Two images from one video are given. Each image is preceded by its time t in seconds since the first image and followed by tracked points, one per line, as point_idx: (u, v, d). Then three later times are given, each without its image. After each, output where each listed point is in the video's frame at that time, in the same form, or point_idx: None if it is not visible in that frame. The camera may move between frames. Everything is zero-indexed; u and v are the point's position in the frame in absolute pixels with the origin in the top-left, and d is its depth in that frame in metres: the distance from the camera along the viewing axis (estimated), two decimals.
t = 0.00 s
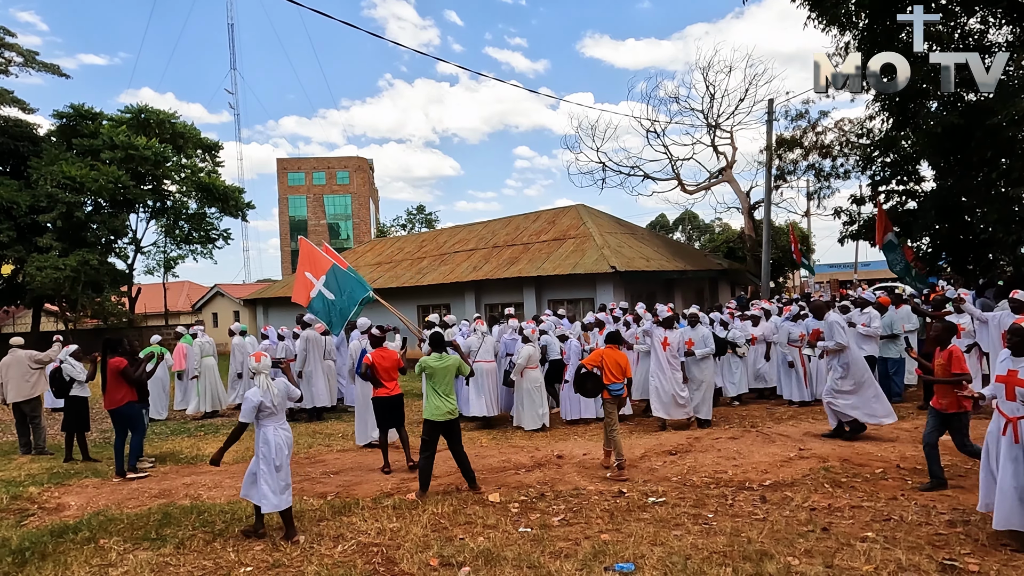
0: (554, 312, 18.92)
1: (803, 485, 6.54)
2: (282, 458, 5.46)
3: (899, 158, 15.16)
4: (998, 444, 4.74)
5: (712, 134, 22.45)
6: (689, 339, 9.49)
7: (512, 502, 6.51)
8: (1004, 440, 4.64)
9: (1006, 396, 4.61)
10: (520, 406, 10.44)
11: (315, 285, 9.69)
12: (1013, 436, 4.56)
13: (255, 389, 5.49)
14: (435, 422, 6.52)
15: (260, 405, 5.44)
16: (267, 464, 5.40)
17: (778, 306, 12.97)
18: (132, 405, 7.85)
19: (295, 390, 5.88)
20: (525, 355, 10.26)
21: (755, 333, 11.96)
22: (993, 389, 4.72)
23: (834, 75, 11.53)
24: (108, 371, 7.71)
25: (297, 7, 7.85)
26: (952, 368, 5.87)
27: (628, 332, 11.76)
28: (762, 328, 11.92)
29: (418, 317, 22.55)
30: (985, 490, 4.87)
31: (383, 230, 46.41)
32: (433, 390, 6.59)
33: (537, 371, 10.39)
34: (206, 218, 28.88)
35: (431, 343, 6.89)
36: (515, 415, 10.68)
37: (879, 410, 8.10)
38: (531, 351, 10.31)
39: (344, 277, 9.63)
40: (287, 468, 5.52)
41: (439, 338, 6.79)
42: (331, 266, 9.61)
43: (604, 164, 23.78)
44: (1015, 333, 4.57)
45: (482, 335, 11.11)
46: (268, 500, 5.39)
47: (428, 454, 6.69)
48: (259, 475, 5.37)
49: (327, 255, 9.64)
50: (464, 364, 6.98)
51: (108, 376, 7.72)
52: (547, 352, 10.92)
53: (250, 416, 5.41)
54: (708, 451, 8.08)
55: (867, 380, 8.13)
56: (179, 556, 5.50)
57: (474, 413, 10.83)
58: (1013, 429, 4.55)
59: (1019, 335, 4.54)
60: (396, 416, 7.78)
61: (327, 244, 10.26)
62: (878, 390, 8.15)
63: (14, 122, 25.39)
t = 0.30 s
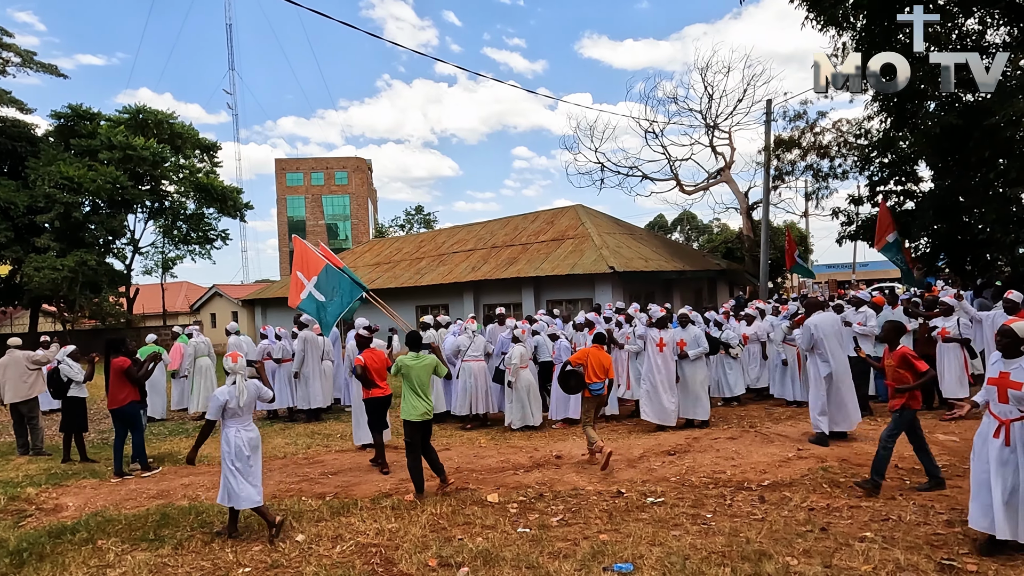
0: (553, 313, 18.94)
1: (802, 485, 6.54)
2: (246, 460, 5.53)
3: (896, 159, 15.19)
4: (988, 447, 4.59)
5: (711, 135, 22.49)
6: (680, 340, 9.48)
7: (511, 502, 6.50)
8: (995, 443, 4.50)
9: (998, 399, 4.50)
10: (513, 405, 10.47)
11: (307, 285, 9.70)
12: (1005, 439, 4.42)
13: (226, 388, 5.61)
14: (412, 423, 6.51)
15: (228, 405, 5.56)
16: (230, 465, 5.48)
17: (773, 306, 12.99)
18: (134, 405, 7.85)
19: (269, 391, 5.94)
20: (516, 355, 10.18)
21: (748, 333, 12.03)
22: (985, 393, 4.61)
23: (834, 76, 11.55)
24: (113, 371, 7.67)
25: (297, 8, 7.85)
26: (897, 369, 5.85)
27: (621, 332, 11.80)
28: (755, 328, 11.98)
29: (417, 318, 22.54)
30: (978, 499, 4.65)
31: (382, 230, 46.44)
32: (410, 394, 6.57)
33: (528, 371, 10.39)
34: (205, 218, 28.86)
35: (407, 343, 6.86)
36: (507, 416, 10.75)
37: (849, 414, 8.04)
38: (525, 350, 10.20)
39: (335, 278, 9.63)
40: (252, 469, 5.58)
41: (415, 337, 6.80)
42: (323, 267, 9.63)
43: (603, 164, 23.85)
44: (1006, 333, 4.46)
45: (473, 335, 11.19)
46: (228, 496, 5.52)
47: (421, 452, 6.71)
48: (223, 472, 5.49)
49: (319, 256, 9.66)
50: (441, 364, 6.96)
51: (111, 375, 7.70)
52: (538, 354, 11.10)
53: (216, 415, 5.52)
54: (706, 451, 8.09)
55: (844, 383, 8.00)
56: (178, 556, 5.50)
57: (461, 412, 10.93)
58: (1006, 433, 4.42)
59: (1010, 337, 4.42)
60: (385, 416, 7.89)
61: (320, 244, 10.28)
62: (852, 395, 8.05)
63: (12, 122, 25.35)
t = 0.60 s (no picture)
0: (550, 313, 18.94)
1: (798, 486, 6.56)
2: (210, 459, 5.53)
3: (893, 160, 15.24)
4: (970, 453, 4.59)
5: (708, 136, 22.55)
6: (676, 340, 9.48)
7: (508, 503, 6.52)
8: (980, 448, 4.49)
9: (980, 403, 4.53)
10: (503, 406, 10.44)
11: (300, 284, 9.70)
12: (990, 443, 4.42)
13: (199, 388, 5.55)
14: (399, 423, 6.50)
15: (200, 405, 5.50)
16: (194, 463, 5.48)
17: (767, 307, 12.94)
18: (139, 406, 7.83)
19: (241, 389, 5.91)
20: (504, 356, 10.00)
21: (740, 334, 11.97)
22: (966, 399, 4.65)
23: (834, 76, 11.56)
24: (119, 371, 7.68)
25: (294, 7, 7.85)
26: (841, 375, 5.88)
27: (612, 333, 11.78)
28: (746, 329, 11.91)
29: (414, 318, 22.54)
30: (971, 508, 4.54)
31: (379, 231, 46.45)
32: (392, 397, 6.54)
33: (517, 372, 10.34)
34: (202, 219, 28.82)
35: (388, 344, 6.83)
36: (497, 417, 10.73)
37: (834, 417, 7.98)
38: (512, 351, 10.05)
39: (328, 278, 9.65)
40: (215, 468, 5.57)
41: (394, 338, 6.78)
42: (316, 266, 9.65)
43: (601, 165, 23.87)
44: (984, 337, 4.51)
45: (462, 335, 11.17)
46: (186, 491, 5.53)
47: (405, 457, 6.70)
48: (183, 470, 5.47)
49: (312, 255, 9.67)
50: (423, 367, 6.91)
51: (118, 375, 7.70)
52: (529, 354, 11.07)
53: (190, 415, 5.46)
54: (703, 452, 8.11)
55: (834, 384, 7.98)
56: (174, 557, 5.49)
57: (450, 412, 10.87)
58: (991, 437, 4.42)
59: (989, 341, 4.47)
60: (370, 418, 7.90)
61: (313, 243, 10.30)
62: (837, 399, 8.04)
63: (8, 122, 25.28)
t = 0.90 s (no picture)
0: (547, 314, 18.95)
1: (795, 487, 6.58)
2: (179, 460, 5.57)
3: (890, 161, 15.29)
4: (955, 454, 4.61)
5: (706, 137, 22.59)
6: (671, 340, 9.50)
7: (505, 504, 6.52)
8: (961, 452, 4.49)
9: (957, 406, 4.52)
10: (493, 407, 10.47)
11: (293, 284, 9.69)
12: (971, 447, 4.41)
13: (164, 389, 5.57)
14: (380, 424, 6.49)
15: (166, 406, 5.54)
16: (164, 463, 5.55)
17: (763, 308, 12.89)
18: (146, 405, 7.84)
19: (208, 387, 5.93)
20: (496, 357, 10.24)
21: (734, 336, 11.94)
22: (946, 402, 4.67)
23: (833, 76, 11.58)
24: (125, 371, 7.63)
25: (292, 7, 7.83)
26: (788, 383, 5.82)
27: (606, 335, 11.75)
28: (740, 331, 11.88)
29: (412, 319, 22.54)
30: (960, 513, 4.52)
31: (377, 231, 46.45)
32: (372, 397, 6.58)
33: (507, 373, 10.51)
34: (199, 219, 28.78)
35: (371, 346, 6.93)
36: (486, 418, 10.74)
37: (831, 417, 7.90)
38: (503, 352, 10.29)
39: (323, 278, 9.70)
40: (185, 468, 5.62)
41: (378, 341, 6.89)
42: (310, 267, 9.68)
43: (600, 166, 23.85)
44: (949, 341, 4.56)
45: (454, 338, 11.22)
46: (159, 493, 5.63)
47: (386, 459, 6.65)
48: (154, 472, 5.55)
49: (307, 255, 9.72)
50: (404, 369, 7.00)
51: (125, 374, 7.65)
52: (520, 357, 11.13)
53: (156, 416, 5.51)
54: (701, 452, 8.11)
55: (830, 382, 7.91)
56: (171, 558, 5.49)
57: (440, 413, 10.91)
58: (968, 440, 4.43)
59: (955, 344, 4.51)
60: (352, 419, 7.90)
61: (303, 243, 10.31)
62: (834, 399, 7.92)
63: (5, 122, 25.24)
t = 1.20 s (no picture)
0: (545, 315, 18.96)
1: (793, 487, 6.58)
2: (150, 458, 5.77)
3: (887, 163, 15.32)
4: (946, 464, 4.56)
5: (704, 138, 22.62)
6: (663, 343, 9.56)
7: (503, 505, 6.52)
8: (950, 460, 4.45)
9: (943, 415, 4.50)
10: (480, 410, 10.47)
11: (285, 286, 9.77)
12: (958, 455, 4.37)
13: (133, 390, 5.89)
14: (357, 426, 6.74)
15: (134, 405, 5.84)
16: (137, 462, 5.74)
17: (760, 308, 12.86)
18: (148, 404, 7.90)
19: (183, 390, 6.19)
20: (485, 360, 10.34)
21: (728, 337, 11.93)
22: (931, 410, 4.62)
23: (834, 76, 11.60)
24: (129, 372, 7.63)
25: (289, 6, 7.81)
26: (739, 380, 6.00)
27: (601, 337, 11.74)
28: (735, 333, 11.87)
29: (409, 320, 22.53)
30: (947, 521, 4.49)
31: (376, 232, 46.47)
32: (351, 398, 6.79)
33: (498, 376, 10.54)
34: (197, 220, 28.73)
35: (352, 347, 7.05)
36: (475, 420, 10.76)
37: (832, 420, 7.86)
38: (491, 356, 10.35)
39: (314, 278, 9.67)
40: (153, 467, 5.79)
41: (358, 341, 6.96)
42: (300, 268, 9.71)
43: (598, 167, 23.84)
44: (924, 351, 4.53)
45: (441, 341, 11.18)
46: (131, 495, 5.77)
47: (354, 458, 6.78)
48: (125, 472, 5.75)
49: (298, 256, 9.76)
50: (386, 368, 7.14)
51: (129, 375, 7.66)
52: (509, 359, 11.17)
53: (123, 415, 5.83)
54: (698, 454, 8.12)
55: (826, 384, 7.92)
56: (168, 559, 5.47)
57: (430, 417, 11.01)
58: (956, 447, 4.38)
59: (930, 353, 4.47)
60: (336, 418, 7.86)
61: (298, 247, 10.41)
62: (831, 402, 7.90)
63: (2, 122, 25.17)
